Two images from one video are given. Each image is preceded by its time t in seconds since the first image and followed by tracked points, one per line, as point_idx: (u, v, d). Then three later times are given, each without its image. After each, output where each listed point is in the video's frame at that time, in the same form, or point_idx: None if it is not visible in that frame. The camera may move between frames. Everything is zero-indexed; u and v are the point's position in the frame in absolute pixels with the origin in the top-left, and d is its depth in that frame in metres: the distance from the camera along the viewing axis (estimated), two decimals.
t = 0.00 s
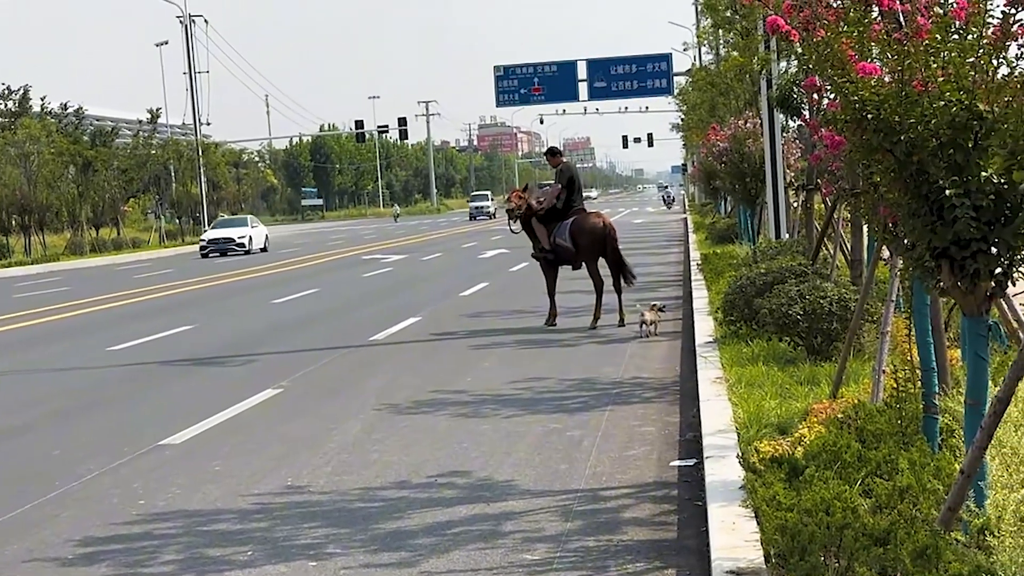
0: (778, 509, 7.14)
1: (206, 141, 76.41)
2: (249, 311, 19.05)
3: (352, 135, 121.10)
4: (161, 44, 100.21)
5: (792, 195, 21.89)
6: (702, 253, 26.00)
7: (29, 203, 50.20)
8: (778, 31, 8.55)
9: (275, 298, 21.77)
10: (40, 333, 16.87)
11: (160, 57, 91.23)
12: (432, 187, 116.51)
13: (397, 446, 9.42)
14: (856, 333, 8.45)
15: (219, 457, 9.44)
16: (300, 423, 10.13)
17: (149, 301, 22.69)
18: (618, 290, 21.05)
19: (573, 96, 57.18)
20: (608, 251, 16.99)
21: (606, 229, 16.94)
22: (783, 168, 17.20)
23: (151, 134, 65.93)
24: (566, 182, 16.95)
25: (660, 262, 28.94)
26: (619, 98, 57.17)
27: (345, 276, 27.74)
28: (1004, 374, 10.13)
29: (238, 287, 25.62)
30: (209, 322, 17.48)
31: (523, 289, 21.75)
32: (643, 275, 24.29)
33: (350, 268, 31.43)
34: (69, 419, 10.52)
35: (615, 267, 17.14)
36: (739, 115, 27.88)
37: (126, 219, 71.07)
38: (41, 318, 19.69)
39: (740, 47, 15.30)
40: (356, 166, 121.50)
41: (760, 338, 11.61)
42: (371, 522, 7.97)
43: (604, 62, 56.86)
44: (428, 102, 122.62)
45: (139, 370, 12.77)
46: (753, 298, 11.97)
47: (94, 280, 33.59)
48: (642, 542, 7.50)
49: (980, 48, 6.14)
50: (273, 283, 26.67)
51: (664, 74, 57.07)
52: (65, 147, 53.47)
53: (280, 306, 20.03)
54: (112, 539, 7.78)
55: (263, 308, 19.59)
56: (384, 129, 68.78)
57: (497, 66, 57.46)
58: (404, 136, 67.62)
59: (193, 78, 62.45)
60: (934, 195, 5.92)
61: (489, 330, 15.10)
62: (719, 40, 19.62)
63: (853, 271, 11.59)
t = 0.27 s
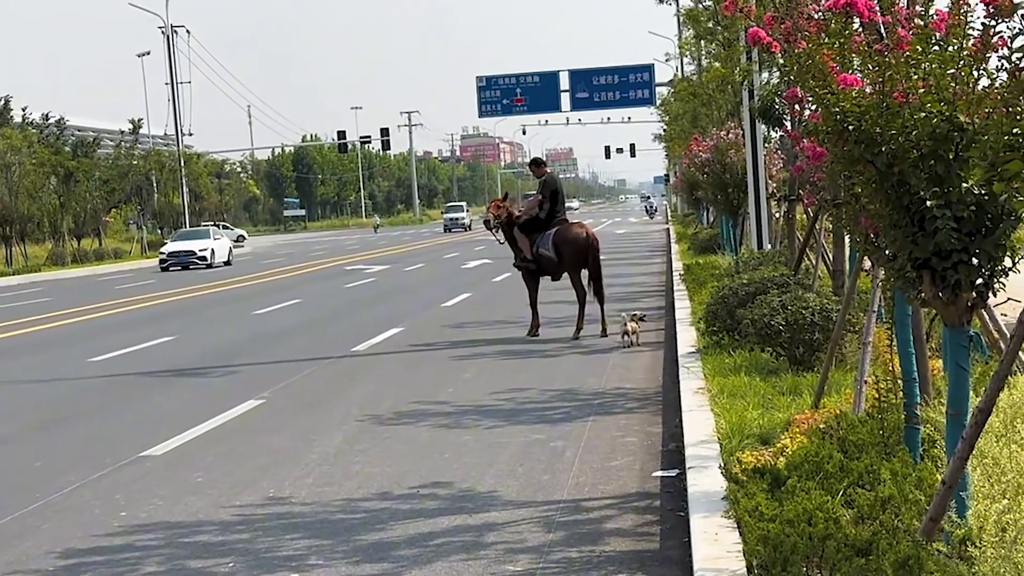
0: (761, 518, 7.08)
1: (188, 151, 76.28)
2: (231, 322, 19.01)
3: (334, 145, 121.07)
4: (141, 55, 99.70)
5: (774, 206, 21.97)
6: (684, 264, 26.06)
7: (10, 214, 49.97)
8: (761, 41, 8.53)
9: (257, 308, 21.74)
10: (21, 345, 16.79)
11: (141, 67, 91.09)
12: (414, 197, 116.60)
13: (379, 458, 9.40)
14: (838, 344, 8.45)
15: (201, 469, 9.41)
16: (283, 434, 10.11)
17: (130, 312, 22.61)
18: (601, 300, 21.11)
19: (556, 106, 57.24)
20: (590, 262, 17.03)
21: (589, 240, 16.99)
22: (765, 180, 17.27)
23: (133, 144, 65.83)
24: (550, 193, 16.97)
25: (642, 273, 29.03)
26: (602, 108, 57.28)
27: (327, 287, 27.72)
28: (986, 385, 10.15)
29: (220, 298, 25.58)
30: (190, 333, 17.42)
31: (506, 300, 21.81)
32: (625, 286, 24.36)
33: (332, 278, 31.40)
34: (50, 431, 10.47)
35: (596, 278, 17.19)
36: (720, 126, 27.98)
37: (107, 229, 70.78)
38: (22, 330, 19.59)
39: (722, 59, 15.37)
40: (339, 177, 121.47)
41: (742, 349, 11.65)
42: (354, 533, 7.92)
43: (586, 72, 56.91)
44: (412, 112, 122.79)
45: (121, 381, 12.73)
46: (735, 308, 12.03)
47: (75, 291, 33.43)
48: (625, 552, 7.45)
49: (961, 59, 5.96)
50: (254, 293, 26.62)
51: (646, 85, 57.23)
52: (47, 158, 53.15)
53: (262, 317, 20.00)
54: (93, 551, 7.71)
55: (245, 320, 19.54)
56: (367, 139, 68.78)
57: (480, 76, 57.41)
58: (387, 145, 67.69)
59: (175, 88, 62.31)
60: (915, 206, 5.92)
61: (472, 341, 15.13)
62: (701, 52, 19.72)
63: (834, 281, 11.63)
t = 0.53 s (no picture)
0: (751, 528, 7.06)
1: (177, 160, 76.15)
2: (221, 332, 18.98)
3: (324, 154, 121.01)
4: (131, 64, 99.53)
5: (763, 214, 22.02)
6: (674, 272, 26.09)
7: None
8: (751, 50, 8.53)
9: (248, 317, 21.71)
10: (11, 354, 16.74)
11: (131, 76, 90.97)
12: (404, 206, 116.55)
13: (370, 467, 9.38)
14: (828, 352, 8.47)
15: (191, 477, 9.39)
16: (273, 443, 10.09)
17: (120, 321, 22.57)
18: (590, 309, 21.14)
19: (546, 116, 57.29)
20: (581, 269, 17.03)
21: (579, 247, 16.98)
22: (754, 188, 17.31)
23: (123, 153, 65.90)
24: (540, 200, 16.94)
25: (632, 281, 29.08)
26: (591, 117, 57.37)
27: (317, 296, 27.71)
28: (976, 393, 10.13)
29: (210, 307, 25.53)
30: (181, 342, 17.39)
31: (496, 308, 21.84)
32: (615, 294, 24.40)
33: (322, 287, 31.38)
34: (40, 440, 10.43)
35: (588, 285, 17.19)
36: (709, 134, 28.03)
37: (96, 239, 70.56)
38: (11, 339, 19.52)
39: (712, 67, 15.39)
40: (328, 186, 121.35)
41: (732, 357, 11.67)
42: (344, 542, 7.88)
43: (576, 81, 57.04)
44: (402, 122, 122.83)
45: (112, 390, 12.69)
46: (725, 317, 12.05)
47: (64, 299, 33.32)
48: (616, 561, 7.42)
49: (950, 68, 6.00)
50: (245, 302, 26.59)
51: (636, 94, 57.33)
52: (36, 167, 53.02)
53: (253, 325, 19.97)
54: (81, 560, 7.67)
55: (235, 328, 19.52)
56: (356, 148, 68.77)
57: (469, 85, 57.58)
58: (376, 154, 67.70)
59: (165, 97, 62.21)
60: (905, 215, 5.93)
61: (463, 350, 15.14)
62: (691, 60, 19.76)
63: (824, 290, 11.65)
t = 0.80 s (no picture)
0: (747, 535, 7.06)
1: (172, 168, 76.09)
2: (216, 339, 18.97)
3: (319, 162, 120.92)
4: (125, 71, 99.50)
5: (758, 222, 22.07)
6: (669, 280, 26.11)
7: None
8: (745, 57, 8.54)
9: (243, 325, 21.70)
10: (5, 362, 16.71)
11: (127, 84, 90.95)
12: (399, 214, 116.46)
13: (366, 474, 9.37)
14: (824, 359, 8.48)
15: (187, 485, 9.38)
16: (269, 451, 10.08)
17: (115, 329, 22.53)
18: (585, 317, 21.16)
19: (541, 123, 57.34)
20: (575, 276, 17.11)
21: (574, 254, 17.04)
22: (749, 194, 17.34)
23: (118, 161, 66.48)
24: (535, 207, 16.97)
25: (626, 289, 29.11)
26: (586, 125, 57.45)
27: (313, 303, 27.71)
28: (971, 399, 10.15)
29: (205, 315, 25.50)
30: (176, 350, 17.36)
31: (492, 316, 21.87)
32: (610, 302, 24.42)
33: (318, 295, 31.36)
34: (35, 448, 10.42)
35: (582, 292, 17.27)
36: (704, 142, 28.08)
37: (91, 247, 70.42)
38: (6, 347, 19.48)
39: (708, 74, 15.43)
40: (323, 193, 121.23)
41: (728, 364, 11.69)
42: (340, 550, 7.86)
43: (571, 89, 57.14)
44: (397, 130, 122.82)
45: (107, 398, 12.68)
46: (720, 324, 12.07)
47: (59, 308, 33.25)
48: (612, 568, 7.41)
49: (944, 75, 6.09)
50: (240, 310, 26.55)
51: (631, 102, 57.40)
52: (31, 175, 52.96)
53: (248, 333, 19.96)
54: (77, 568, 7.64)
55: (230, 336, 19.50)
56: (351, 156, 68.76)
57: (464, 93, 57.70)
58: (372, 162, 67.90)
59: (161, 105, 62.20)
60: (900, 222, 5.94)
61: (459, 357, 15.15)
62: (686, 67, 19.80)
63: (819, 297, 11.67)
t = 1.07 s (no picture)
0: (745, 540, 7.06)
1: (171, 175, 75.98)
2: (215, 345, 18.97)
3: (318, 168, 120.83)
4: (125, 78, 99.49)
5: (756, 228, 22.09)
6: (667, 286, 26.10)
7: None
8: (744, 64, 8.53)
9: (241, 331, 21.71)
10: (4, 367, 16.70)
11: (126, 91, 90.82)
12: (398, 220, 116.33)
13: (364, 480, 9.37)
14: (822, 364, 8.48)
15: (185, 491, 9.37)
16: (267, 456, 10.07)
17: (113, 335, 22.52)
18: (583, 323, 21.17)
19: (540, 129, 57.36)
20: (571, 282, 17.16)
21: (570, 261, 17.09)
22: (746, 200, 17.34)
23: (117, 169, 67.05)
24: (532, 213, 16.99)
25: (624, 295, 29.11)
26: (585, 130, 57.46)
27: (311, 309, 27.70)
28: (969, 405, 10.16)
29: (204, 321, 25.49)
30: (174, 355, 17.34)
31: (490, 321, 21.88)
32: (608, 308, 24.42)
33: (316, 301, 31.36)
34: (33, 454, 10.41)
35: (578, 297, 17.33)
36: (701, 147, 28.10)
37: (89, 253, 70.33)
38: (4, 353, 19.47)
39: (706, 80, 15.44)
40: (322, 199, 121.09)
41: (726, 370, 11.68)
42: (338, 556, 7.85)
43: (570, 94, 57.15)
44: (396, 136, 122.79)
45: (106, 403, 12.67)
46: (719, 329, 12.08)
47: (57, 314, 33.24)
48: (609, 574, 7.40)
49: (942, 81, 6.13)
50: (239, 316, 26.55)
51: (630, 107, 57.40)
52: (30, 180, 52.97)
53: (246, 338, 19.96)
54: (74, 574, 7.62)
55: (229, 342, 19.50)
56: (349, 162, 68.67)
57: (463, 98, 57.71)
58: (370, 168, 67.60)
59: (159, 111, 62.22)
60: (898, 227, 5.93)
61: (457, 362, 15.15)
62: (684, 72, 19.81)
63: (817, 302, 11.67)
